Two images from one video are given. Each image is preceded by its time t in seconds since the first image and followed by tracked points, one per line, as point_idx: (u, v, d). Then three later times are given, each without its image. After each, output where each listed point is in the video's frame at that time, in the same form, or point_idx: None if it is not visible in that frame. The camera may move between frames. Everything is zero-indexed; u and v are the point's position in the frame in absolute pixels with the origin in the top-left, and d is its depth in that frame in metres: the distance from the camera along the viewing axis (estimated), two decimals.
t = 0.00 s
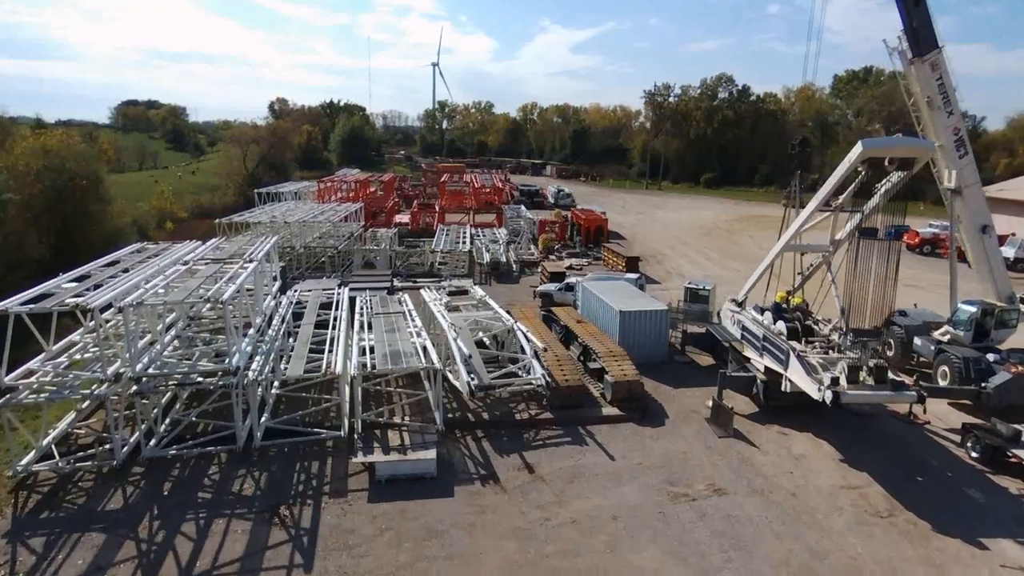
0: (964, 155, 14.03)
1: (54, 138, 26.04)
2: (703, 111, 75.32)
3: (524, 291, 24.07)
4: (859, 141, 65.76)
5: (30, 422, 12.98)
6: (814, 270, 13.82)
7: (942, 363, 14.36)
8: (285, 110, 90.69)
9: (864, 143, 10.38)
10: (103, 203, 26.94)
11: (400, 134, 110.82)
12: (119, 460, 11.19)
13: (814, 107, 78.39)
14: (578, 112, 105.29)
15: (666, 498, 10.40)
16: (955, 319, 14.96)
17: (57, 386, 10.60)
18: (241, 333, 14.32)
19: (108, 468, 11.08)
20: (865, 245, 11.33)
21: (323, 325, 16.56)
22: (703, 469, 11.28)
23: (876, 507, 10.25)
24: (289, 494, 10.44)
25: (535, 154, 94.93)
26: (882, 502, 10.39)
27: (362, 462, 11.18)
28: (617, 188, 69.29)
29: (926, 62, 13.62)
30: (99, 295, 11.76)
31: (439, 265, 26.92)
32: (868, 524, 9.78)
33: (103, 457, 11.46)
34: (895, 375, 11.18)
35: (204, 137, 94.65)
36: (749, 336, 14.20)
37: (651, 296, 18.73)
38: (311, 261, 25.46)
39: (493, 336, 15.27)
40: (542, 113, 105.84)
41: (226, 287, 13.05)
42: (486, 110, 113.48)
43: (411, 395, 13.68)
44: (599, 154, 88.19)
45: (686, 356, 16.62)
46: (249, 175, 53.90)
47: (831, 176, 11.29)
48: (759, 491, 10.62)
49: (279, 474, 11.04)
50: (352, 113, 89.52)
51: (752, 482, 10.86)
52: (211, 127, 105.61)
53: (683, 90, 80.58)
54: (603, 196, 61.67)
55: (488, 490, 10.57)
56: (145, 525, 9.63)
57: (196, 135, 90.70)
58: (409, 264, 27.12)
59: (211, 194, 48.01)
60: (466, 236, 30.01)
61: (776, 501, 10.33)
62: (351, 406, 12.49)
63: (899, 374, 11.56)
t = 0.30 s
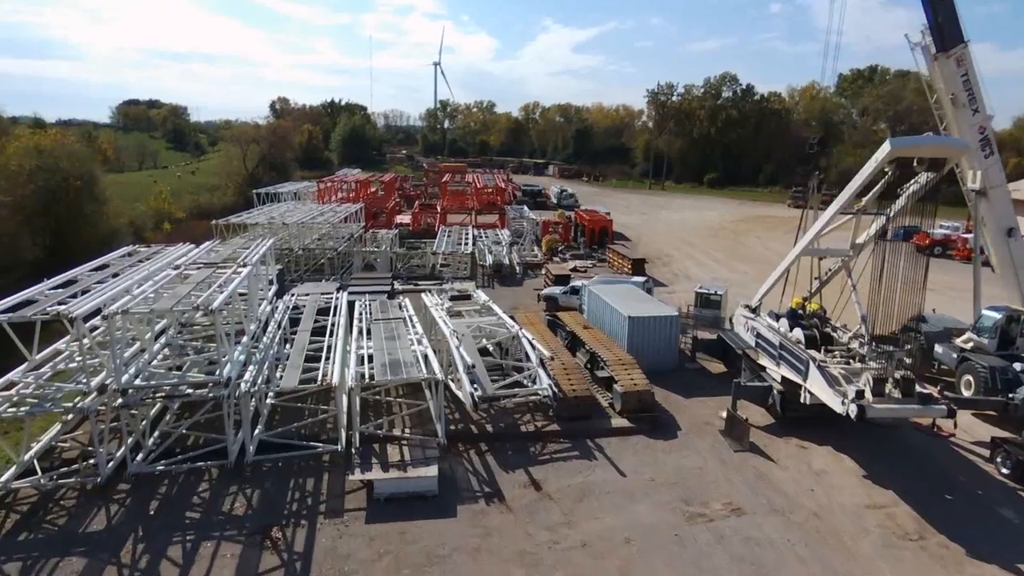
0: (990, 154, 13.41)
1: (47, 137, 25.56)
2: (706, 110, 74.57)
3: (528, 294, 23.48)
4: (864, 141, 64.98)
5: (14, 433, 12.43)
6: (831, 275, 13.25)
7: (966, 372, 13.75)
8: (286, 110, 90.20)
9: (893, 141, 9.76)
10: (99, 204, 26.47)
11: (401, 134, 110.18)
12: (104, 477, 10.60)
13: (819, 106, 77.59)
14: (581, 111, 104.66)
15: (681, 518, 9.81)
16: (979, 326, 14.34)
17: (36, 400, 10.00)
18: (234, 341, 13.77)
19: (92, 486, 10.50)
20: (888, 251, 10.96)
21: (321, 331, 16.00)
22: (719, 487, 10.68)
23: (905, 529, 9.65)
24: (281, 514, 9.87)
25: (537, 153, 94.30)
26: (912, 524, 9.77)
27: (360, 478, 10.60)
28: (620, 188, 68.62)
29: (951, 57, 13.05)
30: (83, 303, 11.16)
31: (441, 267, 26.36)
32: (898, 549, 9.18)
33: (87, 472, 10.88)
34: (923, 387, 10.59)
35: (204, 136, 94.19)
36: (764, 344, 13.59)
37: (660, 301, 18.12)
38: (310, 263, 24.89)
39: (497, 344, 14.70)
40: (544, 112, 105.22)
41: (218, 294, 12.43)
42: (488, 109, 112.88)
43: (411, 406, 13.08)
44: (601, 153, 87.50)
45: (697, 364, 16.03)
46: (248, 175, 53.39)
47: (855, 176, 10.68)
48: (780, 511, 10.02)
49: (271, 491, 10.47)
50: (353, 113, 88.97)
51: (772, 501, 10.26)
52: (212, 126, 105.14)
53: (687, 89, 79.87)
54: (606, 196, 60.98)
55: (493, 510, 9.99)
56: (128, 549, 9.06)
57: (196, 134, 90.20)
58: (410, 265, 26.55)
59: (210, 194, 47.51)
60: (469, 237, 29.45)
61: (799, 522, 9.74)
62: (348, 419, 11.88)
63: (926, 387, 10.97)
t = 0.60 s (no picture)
0: (1015, 154, 12.87)
1: (41, 136, 25.09)
2: (709, 109, 73.97)
3: (531, 296, 22.95)
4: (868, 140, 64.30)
5: None
6: (850, 280, 12.67)
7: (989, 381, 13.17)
8: (286, 109, 89.78)
9: (922, 140, 9.22)
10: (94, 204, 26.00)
11: (401, 134, 109.66)
12: (87, 495, 10.04)
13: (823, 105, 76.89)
14: (583, 111, 104.09)
15: (697, 539, 9.26)
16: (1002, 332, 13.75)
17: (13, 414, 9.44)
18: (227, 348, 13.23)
19: (74, 504, 9.95)
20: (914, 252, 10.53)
21: (318, 337, 15.45)
22: (735, 504, 10.13)
23: (935, 552, 9.08)
24: (274, 534, 9.33)
25: (538, 153, 93.79)
26: (942, 546, 9.20)
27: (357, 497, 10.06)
28: (622, 188, 68.06)
29: (976, 52, 12.52)
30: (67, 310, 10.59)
31: (442, 269, 25.80)
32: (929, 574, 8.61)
33: (70, 488, 10.35)
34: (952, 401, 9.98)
35: (204, 135, 93.83)
36: (780, 352, 12.99)
37: (668, 305, 17.57)
38: (308, 265, 24.35)
39: (500, 351, 14.13)
40: (546, 111, 104.68)
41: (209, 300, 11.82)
42: (489, 108, 112.38)
43: (411, 416, 12.53)
44: (603, 153, 86.94)
45: (707, 370, 15.48)
46: (247, 175, 52.92)
47: (879, 177, 10.12)
48: (802, 531, 9.47)
49: (263, 509, 9.93)
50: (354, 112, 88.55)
51: (791, 520, 9.71)
52: (212, 126, 104.70)
53: (690, 88, 79.26)
54: (609, 196, 60.40)
55: (497, 530, 9.44)
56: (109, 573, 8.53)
57: (196, 133, 89.62)
58: (411, 267, 26.01)
59: (208, 193, 47.04)
60: (470, 238, 28.92)
61: (822, 544, 9.18)
62: (344, 431, 11.27)
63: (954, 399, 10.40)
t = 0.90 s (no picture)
0: None
1: (30, 135, 24.44)
2: (709, 108, 73.45)
3: (532, 299, 22.43)
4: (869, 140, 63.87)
5: None
6: (866, 286, 12.14)
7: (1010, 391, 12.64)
8: (283, 109, 89.09)
9: (950, 138, 8.75)
10: (84, 205, 25.37)
11: (399, 133, 109.01)
12: (65, 515, 9.48)
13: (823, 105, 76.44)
14: (581, 110, 103.58)
15: (713, 562, 8.73)
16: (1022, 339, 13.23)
17: None
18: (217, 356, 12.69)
19: (51, 525, 9.40)
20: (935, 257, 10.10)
21: (313, 343, 14.88)
22: (751, 523, 9.60)
23: None
24: (262, 557, 8.78)
25: (537, 153, 93.27)
26: (972, 569, 8.68)
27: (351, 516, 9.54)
28: (621, 188, 67.48)
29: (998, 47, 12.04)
30: (46, 318, 10.02)
31: (441, 271, 25.22)
32: None
33: (49, 507, 9.80)
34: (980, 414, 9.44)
35: (201, 135, 93.09)
36: (793, 361, 12.46)
37: (674, 309, 17.05)
38: (304, 267, 23.79)
39: (502, 358, 13.58)
40: (544, 110, 104.14)
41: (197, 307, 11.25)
42: (487, 108, 111.83)
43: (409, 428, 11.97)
44: (602, 153, 86.39)
45: (715, 378, 14.97)
46: (243, 175, 52.29)
47: (903, 179, 9.63)
48: (823, 553, 8.94)
49: (251, 530, 9.38)
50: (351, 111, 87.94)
51: (811, 541, 9.18)
52: (208, 125, 103.96)
53: (689, 87, 78.74)
54: (609, 196, 59.78)
55: (500, 552, 8.90)
56: None
57: (193, 132, 88.91)
58: (409, 269, 25.45)
59: (204, 194, 46.39)
60: (469, 239, 28.38)
61: (845, 567, 8.65)
62: (338, 446, 10.71)
63: (980, 412, 9.89)
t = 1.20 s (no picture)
0: None
1: (12, 134, 23.73)
2: (704, 108, 73.18)
3: (528, 303, 21.92)
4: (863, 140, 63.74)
5: None
6: (877, 291, 11.68)
7: None
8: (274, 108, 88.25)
9: (972, 138, 8.34)
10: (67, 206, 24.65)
11: (392, 133, 108.23)
12: (34, 540, 8.88)
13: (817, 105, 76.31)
14: (575, 110, 103.20)
15: None
16: None
17: None
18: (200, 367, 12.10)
19: (20, 551, 8.80)
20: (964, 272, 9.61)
21: (302, 352, 14.30)
22: (762, 543, 9.13)
23: None
24: None
25: (531, 153, 92.80)
26: None
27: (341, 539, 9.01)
28: (616, 188, 67.11)
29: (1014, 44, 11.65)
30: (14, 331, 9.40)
31: (435, 274, 24.65)
32: None
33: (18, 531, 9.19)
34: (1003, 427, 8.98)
35: (191, 134, 92.10)
36: (801, 370, 11.98)
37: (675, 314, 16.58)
38: (293, 271, 23.19)
39: (499, 367, 13.04)
40: (538, 110, 103.70)
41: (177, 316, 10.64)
42: (481, 108, 111.30)
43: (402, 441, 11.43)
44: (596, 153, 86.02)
45: (719, 386, 14.50)
46: (234, 175, 51.53)
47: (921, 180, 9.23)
48: None
49: (234, 554, 8.82)
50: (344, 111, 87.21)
51: (827, 563, 8.70)
52: (199, 125, 102.92)
53: (684, 87, 78.46)
54: (603, 196, 59.39)
55: None
56: None
57: (183, 132, 87.87)
58: (402, 272, 24.89)
59: (193, 194, 45.61)
60: (464, 241, 27.85)
61: None
62: (326, 462, 10.14)
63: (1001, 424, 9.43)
